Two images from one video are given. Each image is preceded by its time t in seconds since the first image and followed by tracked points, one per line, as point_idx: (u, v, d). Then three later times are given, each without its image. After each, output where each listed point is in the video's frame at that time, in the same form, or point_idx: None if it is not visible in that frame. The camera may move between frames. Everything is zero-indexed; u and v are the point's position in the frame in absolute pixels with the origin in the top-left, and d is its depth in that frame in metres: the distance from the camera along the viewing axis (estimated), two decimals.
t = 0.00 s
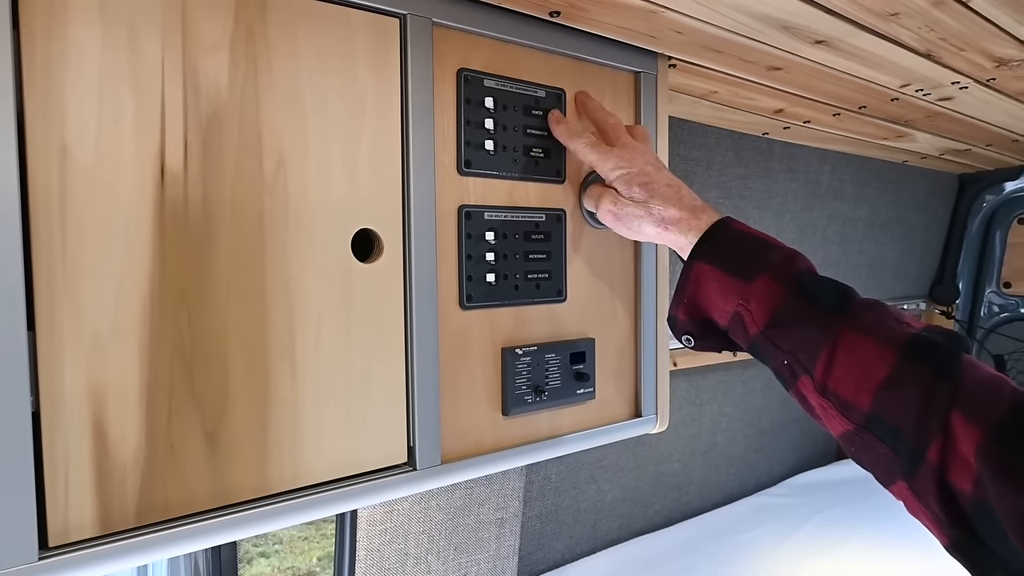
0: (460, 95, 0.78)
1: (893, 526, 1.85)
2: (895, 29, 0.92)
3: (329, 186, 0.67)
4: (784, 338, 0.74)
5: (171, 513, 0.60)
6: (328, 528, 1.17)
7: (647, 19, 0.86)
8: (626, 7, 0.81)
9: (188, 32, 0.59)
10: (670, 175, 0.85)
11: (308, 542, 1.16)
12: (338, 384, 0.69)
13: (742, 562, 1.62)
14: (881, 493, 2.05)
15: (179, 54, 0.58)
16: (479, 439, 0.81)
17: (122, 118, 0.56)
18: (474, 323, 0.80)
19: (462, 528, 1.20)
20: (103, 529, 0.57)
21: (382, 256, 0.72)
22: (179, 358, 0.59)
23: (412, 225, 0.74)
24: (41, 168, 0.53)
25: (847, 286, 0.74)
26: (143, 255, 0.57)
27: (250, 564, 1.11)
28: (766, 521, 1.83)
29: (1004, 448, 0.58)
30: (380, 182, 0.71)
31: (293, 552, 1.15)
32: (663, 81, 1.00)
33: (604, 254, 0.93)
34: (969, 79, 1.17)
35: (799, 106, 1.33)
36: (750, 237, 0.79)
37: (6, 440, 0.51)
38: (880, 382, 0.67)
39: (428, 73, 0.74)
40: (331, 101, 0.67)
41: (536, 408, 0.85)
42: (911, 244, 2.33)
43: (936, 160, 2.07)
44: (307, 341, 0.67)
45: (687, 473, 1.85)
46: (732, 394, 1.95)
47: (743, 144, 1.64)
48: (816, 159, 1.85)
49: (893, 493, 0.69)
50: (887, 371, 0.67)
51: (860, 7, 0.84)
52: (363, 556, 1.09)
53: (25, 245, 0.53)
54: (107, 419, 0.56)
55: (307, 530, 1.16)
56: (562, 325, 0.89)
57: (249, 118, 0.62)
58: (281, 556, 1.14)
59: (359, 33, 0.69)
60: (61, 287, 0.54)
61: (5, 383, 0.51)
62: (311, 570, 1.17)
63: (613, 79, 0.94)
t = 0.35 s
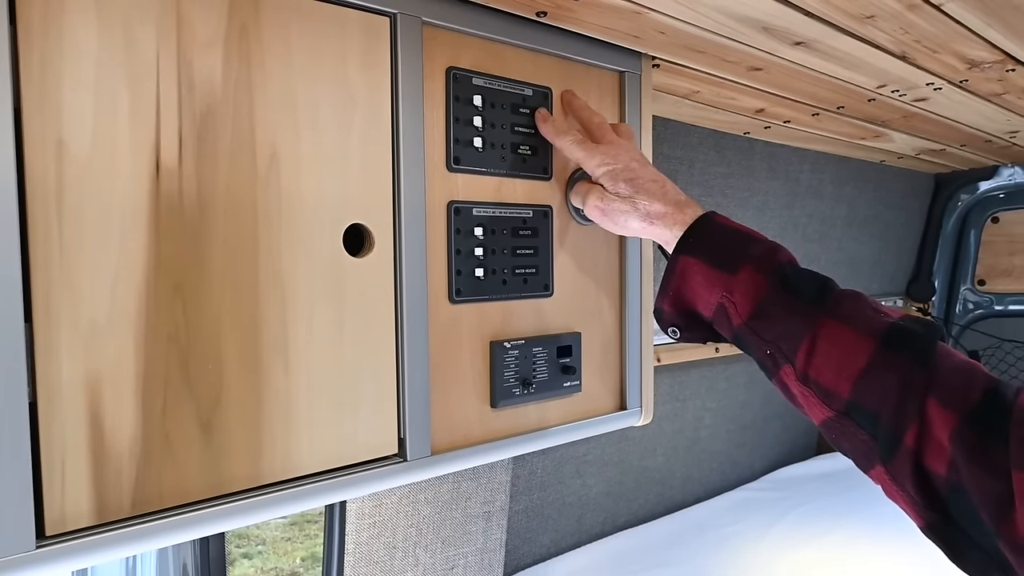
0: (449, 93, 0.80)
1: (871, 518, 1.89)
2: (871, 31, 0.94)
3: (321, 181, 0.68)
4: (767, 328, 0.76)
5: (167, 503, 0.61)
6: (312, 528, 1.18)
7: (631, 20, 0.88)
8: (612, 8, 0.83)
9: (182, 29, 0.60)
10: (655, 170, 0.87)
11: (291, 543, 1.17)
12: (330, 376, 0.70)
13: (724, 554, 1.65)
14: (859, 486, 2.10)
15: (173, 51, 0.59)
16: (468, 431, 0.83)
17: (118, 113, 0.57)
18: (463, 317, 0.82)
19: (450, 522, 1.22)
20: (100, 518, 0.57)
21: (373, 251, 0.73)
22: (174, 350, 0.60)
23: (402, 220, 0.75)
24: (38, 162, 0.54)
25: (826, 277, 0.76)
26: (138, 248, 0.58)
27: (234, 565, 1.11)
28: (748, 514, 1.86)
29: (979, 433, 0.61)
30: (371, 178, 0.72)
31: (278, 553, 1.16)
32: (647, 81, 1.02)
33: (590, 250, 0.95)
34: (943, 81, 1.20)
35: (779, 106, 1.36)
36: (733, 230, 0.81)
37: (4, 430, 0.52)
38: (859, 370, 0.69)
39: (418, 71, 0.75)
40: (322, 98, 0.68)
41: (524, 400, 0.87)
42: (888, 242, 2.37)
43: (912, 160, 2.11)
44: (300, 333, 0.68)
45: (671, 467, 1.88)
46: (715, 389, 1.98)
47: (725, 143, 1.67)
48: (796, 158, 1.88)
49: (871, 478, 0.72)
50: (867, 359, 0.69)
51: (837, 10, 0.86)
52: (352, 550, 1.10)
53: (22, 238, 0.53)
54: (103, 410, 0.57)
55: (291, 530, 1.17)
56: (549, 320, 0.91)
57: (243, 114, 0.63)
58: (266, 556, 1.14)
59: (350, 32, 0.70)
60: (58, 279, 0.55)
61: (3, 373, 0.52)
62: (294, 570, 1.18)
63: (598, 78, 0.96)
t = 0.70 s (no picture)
0: (443, 93, 0.81)
1: (851, 509, 1.93)
2: (851, 35, 0.97)
3: (318, 178, 0.70)
4: (751, 322, 0.79)
5: (169, 494, 0.62)
6: (296, 530, 1.21)
7: (619, 22, 0.90)
8: (601, 11, 0.85)
9: (184, 28, 0.61)
10: (643, 170, 0.90)
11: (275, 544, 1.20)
12: (327, 370, 0.72)
13: (709, 546, 1.68)
14: (839, 479, 2.14)
15: (175, 50, 0.61)
16: (461, 424, 0.85)
17: (122, 111, 0.58)
18: (456, 312, 0.84)
19: (440, 516, 1.23)
20: (104, 508, 0.59)
21: (369, 247, 0.74)
22: (176, 343, 0.62)
23: (397, 217, 0.77)
24: (44, 158, 0.55)
25: (808, 272, 0.79)
26: (141, 243, 0.59)
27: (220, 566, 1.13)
28: (731, 508, 1.89)
29: (953, 419, 0.64)
30: (367, 175, 0.74)
31: (260, 553, 1.18)
32: (634, 82, 1.04)
33: (579, 247, 0.97)
34: (919, 83, 1.24)
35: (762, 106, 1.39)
36: (719, 226, 0.83)
37: (11, 421, 0.53)
38: (839, 361, 0.72)
39: (412, 71, 0.77)
40: (320, 97, 0.70)
41: (515, 393, 0.89)
42: (868, 241, 2.42)
43: (890, 160, 2.16)
44: (298, 328, 0.69)
45: (656, 462, 1.91)
46: (699, 385, 2.01)
47: (709, 143, 1.70)
48: (778, 158, 1.92)
49: (851, 464, 0.75)
50: (846, 350, 0.72)
51: (818, 14, 0.89)
52: (344, 543, 1.11)
53: (28, 233, 0.54)
54: (107, 402, 0.58)
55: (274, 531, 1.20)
56: (540, 315, 0.93)
57: (242, 112, 0.65)
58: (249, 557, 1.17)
59: (346, 32, 0.71)
60: (63, 274, 0.56)
61: (10, 366, 0.53)
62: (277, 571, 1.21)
63: (587, 79, 0.98)
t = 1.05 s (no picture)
0: (431, 91, 0.83)
1: (823, 499, 1.99)
2: (823, 38, 1.01)
3: (311, 174, 0.72)
4: (734, 313, 0.82)
5: (168, 482, 0.63)
6: (272, 531, 1.21)
7: (602, 24, 0.93)
8: (584, 12, 0.88)
9: (182, 25, 0.62)
10: (630, 167, 0.93)
11: (250, 547, 1.20)
12: (320, 361, 0.73)
13: (686, 537, 1.72)
14: (812, 470, 2.20)
15: (174, 47, 0.62)
16: (450, 415, 0.87)
17: (121, 106, 0.59)
18: (445, 305, 0.86)
19: (425, 508, 1.25)
20: (104, 496, 0.60)
21: (361, 241, 0.76)
22: (174, 335, 0.63)
23: (388, 212, 0.78)
24: (45, 152, 0.56)
25: (787, 267, 0.82)
26: (140, 236, 0.61)
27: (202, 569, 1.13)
28: (708, 500, 1.94)
29: (922, 402, 0.68)
30: (359, 172, 0.76)
31: (236, 556, 1.18)
32: (615, 81, 1.07)
33: (562, 242, 1.00)
34: (888, 85, 1.28)
35: (737, 107, 1.43)
36: (703, 224, 0.87)
37: (15, 409, 0.54)
38: (816, 350, 0.76)
39: (402, 70, 0.79)
40: (313, 94, 0.71)
41: (502, 384, 0.91)
42: (839, 239, 2.49)
43: (860, 160, 2.22)
44: (293, 319, 0.71)
45: (635, 455, 1.94)
46: (677, 380, 2.05)
47: (686, 142, 1.74)
48: (753, 157, 1.96)
49: (828, 449, 0.78)
50: (823, 340, 0.76)
51: (791, 18, 0.93)
52: (332, 536, 1.13)
53: (31, 226, 0.55)
54: (107, 391, 0.59)
55: (249, 534, 1.19)
56: (525, 308, 0.95)
57: (238, 107, 0.66)
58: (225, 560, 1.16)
59: (339, 31, 0.73)
60: (65, 265, 0.57)
61: (14, 355, 0.54)
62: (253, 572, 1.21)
63: (570, 79, 1.01)
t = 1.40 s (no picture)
0: (403, 88, 0.85)
1: (782, 486, 2.05)
2: (779, 41, 1.06)
3: (286, 167, 0.73)
4: (700, 305, 0.85)
5: (146, 468, 0.64)
6: (237, 535, 1.22)
7: (569, 25, 0.96)
8: (552, 13, 0.91)
9: (159, 21, 0.64)
10: (601, 165, 0.96)
11: (215, 550, 1.20)
12: (295, 351, 0.75)
13: (652, 525, 1.77)
14: (772, 460, 2.26)
15: (151, 41, 0.63)
16: (422, 403, 0.89)
17: (100, 98, 0.60)
18: (417, 297, 0.88)
19: (397, 499, 1.27)
20: (83, 482, 0.61)
21: (335, 233, 0.78)
22: (153, 324, 0.64)
23: (361, 205, 0.80)
24: (25, 143, 0.57)
25: (749, 261, 0.86)
26: (119, 226, 0.62)
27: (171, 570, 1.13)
28: (673, 490, 1.99)
29: (873, 384, 0.73)
30: (333, 166, 0.77)
31: (201, 560, 1.18)
32: (581, 81, 1.10)
33: (531, 236, 1.03)
34: (841, 87, 1.34)
35: (699, 106, 1.47)
36: (670, 220, 0.90)
37: None
38: (777, 339, 0.80)
39: (375, 66, 0.81)
40: (288, 90, 0.73)
41: (473, 373, 0.94)
42: (797, 236, 2.56)
43: (817, 159, 2.29)
44: (268, 310, 0.73)
45: (601, 447, 1.99)
46: (642, 373, 2.10)
47: (650, 141, 1.79)
48: (715, 156, 2.02)
49: (787, 432, 0.82)
50: (782, 329, 0.80)
51: (749, 22, 0.97)
52: (304, 527, 1.14)
53: (10, 215, 0.56)
54: (86, 379, 0.60)
55: (213, 537, 1.20)
56: (495, 300, 0.98)
57: (215, 101, 0.68)
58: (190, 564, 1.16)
59: (313, 29, 0.75)
60: (44, 255, 0.58)
61: None
62: None
63: (538, 78, 1.04)
